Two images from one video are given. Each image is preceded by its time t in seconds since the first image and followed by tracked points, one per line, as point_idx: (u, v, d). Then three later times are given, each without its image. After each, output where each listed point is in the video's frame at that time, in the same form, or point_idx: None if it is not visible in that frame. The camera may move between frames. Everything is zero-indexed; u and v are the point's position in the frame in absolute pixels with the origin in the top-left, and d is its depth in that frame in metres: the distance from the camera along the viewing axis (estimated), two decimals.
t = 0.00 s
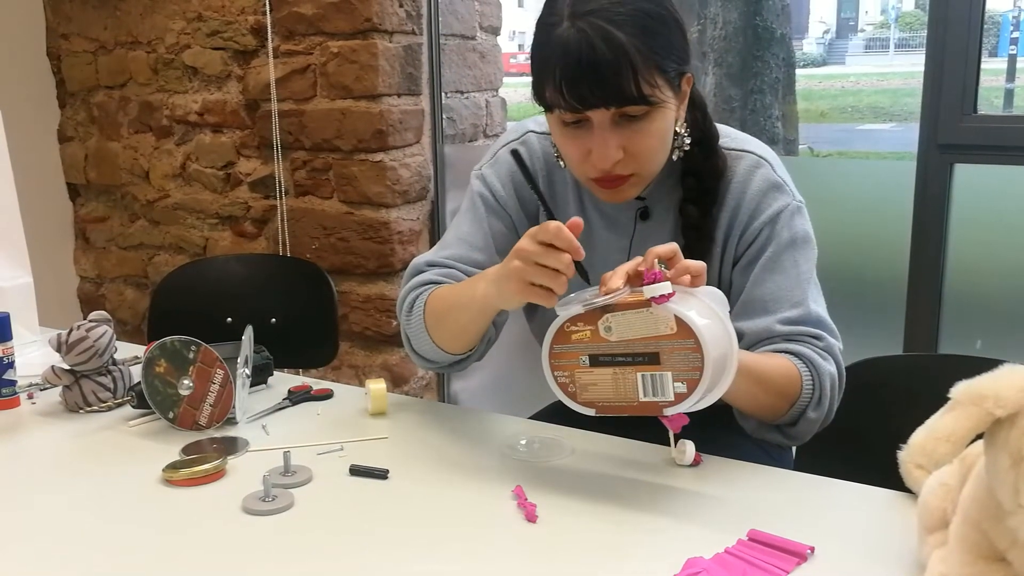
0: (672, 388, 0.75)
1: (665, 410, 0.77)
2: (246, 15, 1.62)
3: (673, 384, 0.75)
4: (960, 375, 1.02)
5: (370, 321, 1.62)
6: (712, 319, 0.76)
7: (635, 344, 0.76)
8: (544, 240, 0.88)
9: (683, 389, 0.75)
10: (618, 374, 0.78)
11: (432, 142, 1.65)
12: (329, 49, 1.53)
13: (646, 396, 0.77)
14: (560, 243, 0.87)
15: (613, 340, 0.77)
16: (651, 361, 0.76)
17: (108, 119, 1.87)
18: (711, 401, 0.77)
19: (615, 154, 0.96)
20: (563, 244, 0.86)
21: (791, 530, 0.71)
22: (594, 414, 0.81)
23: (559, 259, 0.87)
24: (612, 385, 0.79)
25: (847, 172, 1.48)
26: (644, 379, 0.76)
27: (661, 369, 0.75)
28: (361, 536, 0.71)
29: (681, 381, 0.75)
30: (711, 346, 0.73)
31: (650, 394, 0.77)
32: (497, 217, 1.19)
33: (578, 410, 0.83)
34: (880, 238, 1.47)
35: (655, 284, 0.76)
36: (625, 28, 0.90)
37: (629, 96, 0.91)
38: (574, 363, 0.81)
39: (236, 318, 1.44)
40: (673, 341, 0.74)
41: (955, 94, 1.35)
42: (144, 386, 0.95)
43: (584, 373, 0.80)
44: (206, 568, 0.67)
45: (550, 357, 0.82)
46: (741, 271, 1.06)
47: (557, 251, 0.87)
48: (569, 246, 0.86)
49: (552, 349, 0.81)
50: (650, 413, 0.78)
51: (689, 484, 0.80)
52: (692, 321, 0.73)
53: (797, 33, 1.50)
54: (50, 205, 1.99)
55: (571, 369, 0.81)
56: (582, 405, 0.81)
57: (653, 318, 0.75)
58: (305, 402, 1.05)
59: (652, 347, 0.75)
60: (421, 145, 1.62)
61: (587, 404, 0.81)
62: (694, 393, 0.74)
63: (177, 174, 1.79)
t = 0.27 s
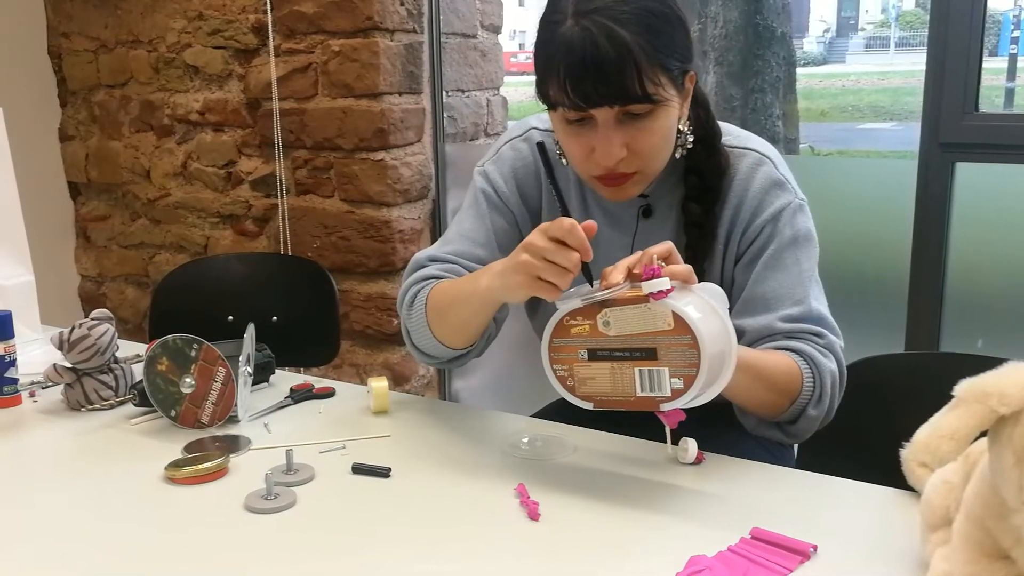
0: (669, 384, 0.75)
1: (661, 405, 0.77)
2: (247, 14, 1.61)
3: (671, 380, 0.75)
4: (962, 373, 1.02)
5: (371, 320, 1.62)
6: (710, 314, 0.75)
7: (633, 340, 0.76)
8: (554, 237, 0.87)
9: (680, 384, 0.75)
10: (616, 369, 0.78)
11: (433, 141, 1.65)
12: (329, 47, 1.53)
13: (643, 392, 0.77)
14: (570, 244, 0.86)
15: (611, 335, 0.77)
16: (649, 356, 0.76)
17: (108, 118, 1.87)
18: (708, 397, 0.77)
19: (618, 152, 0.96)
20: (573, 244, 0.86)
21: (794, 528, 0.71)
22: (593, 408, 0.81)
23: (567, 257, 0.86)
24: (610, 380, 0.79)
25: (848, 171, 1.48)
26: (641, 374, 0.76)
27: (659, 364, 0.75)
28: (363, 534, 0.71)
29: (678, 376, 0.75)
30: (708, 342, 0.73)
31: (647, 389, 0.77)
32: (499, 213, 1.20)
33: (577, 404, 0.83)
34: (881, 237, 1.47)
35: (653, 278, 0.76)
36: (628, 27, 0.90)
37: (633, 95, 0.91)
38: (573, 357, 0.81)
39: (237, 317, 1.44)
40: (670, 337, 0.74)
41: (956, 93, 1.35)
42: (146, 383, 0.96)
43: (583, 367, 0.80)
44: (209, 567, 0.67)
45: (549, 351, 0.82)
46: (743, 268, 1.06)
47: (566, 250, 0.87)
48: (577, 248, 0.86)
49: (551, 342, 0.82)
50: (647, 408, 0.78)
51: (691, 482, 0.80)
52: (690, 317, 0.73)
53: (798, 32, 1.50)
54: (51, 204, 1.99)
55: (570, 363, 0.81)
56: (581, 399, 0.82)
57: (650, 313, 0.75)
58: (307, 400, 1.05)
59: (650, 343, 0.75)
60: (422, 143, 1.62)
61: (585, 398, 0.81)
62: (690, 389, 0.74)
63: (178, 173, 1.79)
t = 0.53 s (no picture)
0: (671, 379, 0.75)
1: (663, 400, 0.77)
2: (247, 13, 1.61)
3: (672, 375, 0.75)
4: (963, 372, 1.01)
5: (371, 319, 1.62)
6: (710, 309, 0.75)
7: (635, 335, 0.76)
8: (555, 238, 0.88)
9: (682, 379, 0.75)
10: (617, 365, 0.78)
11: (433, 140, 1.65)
12: (330, 46, 1.53)
13: (645, 387, 0.77)
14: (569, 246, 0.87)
15: (612, 331, 0.77)
16: (650, 352, 0.76)
17: (109, 117, 1.87)
18: (711, 391, 0.77)
19: (618, 152, 0.96)
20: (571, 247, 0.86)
21: (794, 527, 0.71)
22: (594, 404, 0.81)
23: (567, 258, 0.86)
24: (611, 376, 0.78)
25: (849, 170, 1.48)
26: (642, 370, 0.76)
27: (660, 360, 0.75)
28: (363, 534, 0.71)
29: (680, 371, 0.74)
30: (710, 336, 0.73)
31: (648, 384, 0.76)
32: (498, 212, 1.19)
33: (577, 401, 0.82)
34: (881, 236, 1.46)
35: (653, 274, 0.76)
36: (629, 26, 0.90)
37: (633, 94, 0.91)
38: (574, 354, 0.80)
39: (237, 316, 1.44)
40: (671, 332, 0.74)
41: (956, 92, 1.35)
42: (146, 382, 0.96)
43: (584, 364, 0.80)
44: (208, 566, 0.67)
45: (550, 349, 0.82)
46: (742, 267, 1.06)
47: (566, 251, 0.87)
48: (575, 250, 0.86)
49: (553, 339, 0.81)
50: (650, 404, 0.78)
51: (692, 482, 0.80)
52: (691, 311, 0.73)
53: (798, 31, 1.49)
54: (51, 203, 1.99)
55: (571, 360, 0.81)
56: (583, 395, 0.81)
57: (651, 308, 0.75)
58: (307, 399, 1.05)
59: (651, 338, 0.75)
60: (422, 142, 1.62)
61: (586, 395, 0.81)
62: (692, 383, 0.74)
63: (178, 172, 1.79)
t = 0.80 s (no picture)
0: (666, 382, 0.75)
1: (658, 403, 0.76)
2: (246, 13, 1.61)
3: (667, 378, 0.75)
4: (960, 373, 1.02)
5: (370, 320, 1.62)
6: (706, 312, 0.75)
7: (631, 338, 0.76)
8: (554, 239, 0.88)
9: (677, 383, 0.75)
10: (613, 367, 0.78)
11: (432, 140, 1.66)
12: (328, 47, 1.53)
13: (640, 390, 0.77)
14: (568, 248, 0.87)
15: (608, 333, 0.77)
16: (646, 355, 0.76)
17: (107, 117, 1.87)
18: (707, 394, 0.77)
19: (615, 155, 0.97)
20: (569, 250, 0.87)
21: (791, 528, 0.71)
22: (590, 406, 0.81)
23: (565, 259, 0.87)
24: (607, 379, 0.79)
25: (847, 171, 1.48)
26: (638, 372, 0.76)
27: (655, 363, 0.75)
28: (361, 534, 0.71)
29: (675, 375, 0.74)
30: (706, 340, 0.73)
31: (644, 387, 0.76)
32: (495, 213, 1.19)
33: (574, 403, 0.83)
34: (880, 237, 1.47)
35: (650, 277, 0.76)
36: (626, 29, 0.90)
37: (630, 98, 0.91)
38: (570, 355, 0.81)
39: (236, 316, 1.44)
40: (667, 335, 0.74)
41: (955, 92, 1.35)
42: (144, 383, 0.96)
43: (580, 365, 0.80)
44: (207, 567, 0.67)
45: (546, 351, 0.82)
46: (739, 268, 1.06)
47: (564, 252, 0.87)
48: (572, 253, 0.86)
49: (549, 341, 0.82)
50: (646, 407, 0.78)
51: (689, 483, 0.80)
52: (687, 314, 0.73)
53: (797, 31, 1.49)
54: (50, 204, 1.99)
55: (568, 361, 0.81)
56: (578, 397, 0.82)
57: (647, 312, 0.75)
58: (305, 399, 1.05)
59: (647, 341, 0.75)
60: (421, 143, 1.62)
61: (582, 396, 0.81)
62: (688, 387, 0.74)
63: (177, 173, 1.79)
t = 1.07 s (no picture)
0: (664, 384, 0.75)
1: (656, 405, 0.76)
2: (246, 14, 1.61)
3: (665, 380, 0.75)
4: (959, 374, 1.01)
5: (369, 321, 1.62)
6: (704, 314, 0.75)
7: (629, 339, 0.76)
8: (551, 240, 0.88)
9: (675, 384, 0.75)
10: (611, 369, 0.78)
11: (431, 141, 1.66)
12: (328, 48, 1.53)
13: (638, 392, 0.77)
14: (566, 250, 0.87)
15: (606, 335, 0.77)
16: (643, 356, 0.76)
17: (107, 118, 1.87)
18: (705, 396, 0.77)
19: (612, 157, 0.97)
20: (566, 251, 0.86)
21: (790, 529, 0.71)
22: (587, 408, 0.81)
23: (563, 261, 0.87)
24: (605, 381, 0.79)
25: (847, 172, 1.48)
26: (636, 374, 0.76)
27: (654, 364, 0.75)
28: (362, 536, 0.71)
29: (673, 376, 0.74)
30: (703, 342, 0.73)
31: (641, 389, 0.76)
32: (493, 215, 1.19)
33: (572, 404, 0.83)
34: (879, 238, 1.47)
35: (647, 278, 0.76)
36: (623, 32, 0.90)
37: (626, 101, 0.92)
38: (567, 357, 0.81)
39: (235, 317, 1.44)
40: (665, 336, 0.74)
41: (954, 93, 1.35)
42: (144, 385, 0.96)
43: (577, 367, 0.80)
44: (207, 568, 0.67)
45: (544, 352, 0.82)
46: (737, 269, 1.06)
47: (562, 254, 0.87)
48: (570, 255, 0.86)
49: (546, 342, 0.82)
50: (643, 408, 0.78)
51: (688, 484, 0.80)
52: (684, 316, 0.73)
53: (797, 33, 1.50)
54: (50, 205, 1.99)
55: (565, 363, 0.81)
56: (576, 399, 0.82)
57: (645, 313, 0.75)
58: (305, 401, 1.05)
59: (645, 343, 0.75)
60: (420, 144, 1.62)
61: (580, 398, 0.81)
62: (685, 388, 0.74)
63: (176, 174, 1.79)
